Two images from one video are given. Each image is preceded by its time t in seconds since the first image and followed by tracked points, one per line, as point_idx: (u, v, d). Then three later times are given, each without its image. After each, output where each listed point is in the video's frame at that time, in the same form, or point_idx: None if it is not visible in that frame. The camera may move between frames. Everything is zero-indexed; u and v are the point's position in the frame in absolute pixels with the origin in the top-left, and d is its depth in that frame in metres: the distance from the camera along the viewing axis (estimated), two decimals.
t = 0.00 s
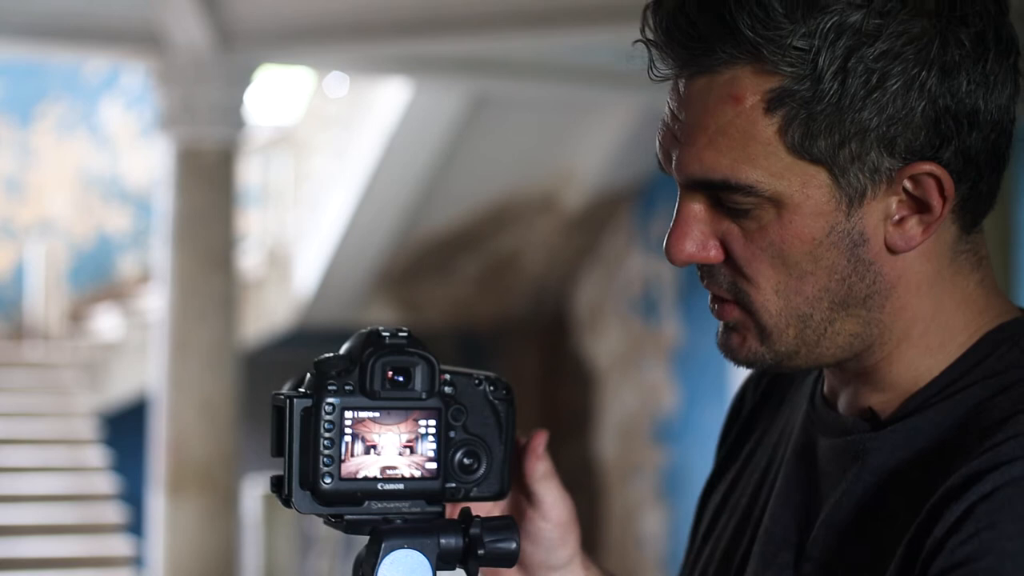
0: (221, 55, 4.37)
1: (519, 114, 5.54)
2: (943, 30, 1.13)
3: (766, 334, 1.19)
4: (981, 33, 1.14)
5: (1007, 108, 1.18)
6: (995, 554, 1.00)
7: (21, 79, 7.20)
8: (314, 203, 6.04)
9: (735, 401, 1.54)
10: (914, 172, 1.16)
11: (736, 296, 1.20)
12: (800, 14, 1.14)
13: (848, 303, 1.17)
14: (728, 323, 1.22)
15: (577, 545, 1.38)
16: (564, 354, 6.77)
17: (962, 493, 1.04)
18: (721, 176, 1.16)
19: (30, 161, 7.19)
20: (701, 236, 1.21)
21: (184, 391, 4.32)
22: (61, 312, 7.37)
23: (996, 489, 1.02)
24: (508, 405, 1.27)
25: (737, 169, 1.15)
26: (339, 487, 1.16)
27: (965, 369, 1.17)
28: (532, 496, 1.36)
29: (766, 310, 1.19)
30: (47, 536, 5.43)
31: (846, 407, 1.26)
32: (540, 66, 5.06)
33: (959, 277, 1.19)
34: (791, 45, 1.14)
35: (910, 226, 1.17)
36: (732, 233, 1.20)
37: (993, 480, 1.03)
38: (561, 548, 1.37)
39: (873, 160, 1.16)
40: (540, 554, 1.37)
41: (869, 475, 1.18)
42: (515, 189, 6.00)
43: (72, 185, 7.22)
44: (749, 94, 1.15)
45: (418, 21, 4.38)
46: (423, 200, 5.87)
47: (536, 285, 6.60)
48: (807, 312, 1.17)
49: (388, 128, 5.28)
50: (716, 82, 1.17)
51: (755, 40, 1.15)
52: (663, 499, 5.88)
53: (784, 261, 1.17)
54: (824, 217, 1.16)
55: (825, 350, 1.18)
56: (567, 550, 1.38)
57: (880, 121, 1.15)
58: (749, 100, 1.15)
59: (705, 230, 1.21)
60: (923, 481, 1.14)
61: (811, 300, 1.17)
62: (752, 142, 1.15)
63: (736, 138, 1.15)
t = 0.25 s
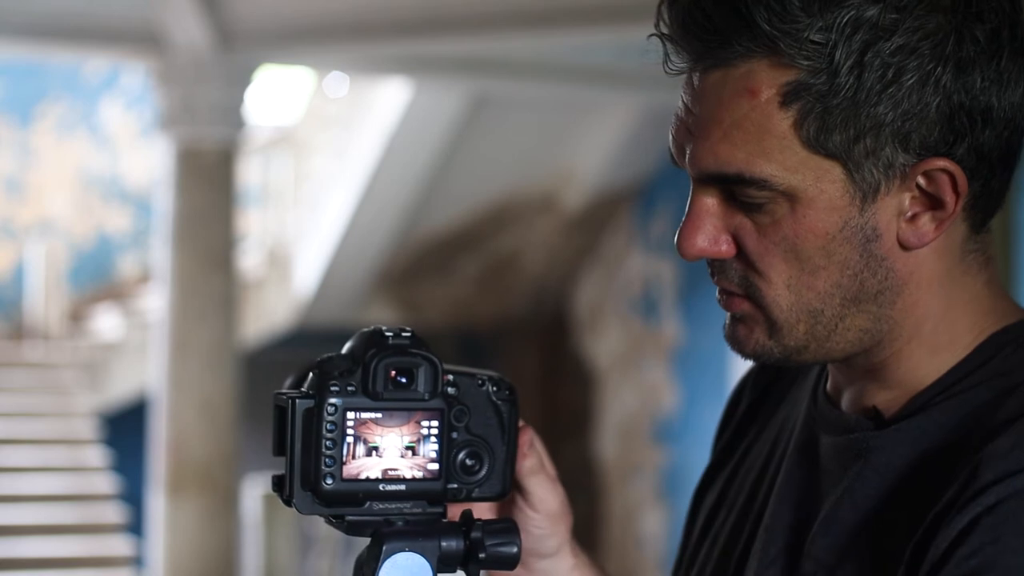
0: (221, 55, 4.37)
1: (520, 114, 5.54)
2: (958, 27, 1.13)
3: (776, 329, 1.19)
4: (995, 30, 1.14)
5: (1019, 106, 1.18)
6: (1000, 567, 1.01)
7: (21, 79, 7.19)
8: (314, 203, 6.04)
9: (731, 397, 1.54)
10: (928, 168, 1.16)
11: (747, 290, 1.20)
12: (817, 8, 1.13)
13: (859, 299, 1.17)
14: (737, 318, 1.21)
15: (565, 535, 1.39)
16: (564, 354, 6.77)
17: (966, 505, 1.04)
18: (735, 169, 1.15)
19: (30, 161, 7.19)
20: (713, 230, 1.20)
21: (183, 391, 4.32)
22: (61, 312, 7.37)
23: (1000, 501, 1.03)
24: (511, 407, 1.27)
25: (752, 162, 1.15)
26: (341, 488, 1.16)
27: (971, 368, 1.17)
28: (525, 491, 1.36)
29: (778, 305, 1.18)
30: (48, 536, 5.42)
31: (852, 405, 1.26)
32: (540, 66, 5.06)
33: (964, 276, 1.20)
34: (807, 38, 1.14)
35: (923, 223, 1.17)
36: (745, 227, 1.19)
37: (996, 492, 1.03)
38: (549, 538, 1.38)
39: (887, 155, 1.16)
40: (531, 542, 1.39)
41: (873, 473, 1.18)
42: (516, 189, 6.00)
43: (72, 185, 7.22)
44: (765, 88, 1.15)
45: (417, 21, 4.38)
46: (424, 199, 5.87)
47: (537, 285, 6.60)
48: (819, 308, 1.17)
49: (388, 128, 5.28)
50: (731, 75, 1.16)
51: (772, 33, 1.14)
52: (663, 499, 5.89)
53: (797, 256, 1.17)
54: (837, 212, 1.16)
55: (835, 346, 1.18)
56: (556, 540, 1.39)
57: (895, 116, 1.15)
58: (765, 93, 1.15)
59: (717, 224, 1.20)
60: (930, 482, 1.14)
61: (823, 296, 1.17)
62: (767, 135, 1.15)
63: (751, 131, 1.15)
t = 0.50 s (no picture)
0: (220, 55, 4.36)
1: (520, 114, 5.54)
2: (974, 24, 1.13)
3: (787, 325, 1.19)
4: (1009, 28, 1.15)
5: None
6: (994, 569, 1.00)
7: (21, 79, 7.19)
8: (315, 203, 6.04)
9: (731, 396, 1.54)
10: (941, 164, 1.16)
11: (758, 286, 1.20)
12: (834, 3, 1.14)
13: (869, 295, 1.18)
14: (746, 314, 1.22)
15: (563, 535, 1.39)
16: (564, 354, 6.77)
17: (961, 505, 1.04)
18: (749, 164, 1.15)
19: (30, 161, 7.18)
20: (723, 225, 1.20)
21: (183, 391, 4.32)
22: (61, 313, 7.37)
23: (995, 502, 1.02)
24: (512, 407, 1.27)
25: (766, 157, 1.15)
26: (341, 488, 1.16)
27: (971, 367, 1.17)
28: (524, 492, 1.36)
29: (789, 301, 1.18)
30: (48, 536, 5.42)
31: (853, 404, 1.26)
32: (540, 66, 5.06)
33: (965, 275, 1.20)
34: (825, 33, 1.14)
35: (934, 219, 1.17)
36: (755, 223, 1.19)
37: (991, 492, 1.03)
38: (547, 539, 1.39)
39: (901, 151, 1.16)
40: (528, 542, 1.39)
41: (872, 471, 1.17)
42: (516, 189, 6.00)
43: (72, 185, 7.22)
44: (781, 82, 1.15)
45: (417, 21, 4.38)
46: (424, 199, 5.87)
47: (537, 285, 6.60)
48: (829, 303, 1.18)
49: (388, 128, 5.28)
50: (747, 69, 1.17)
51: (790, 27, 1.15)
52: (663, 500, 5.88)
53: (808, 251, 1.17)
54: (850, 207, 1.16)
55: (845, 342, 1.18)
56: (551, 540, 1.39)
57: (910, 112, 1.15)
58: (781, 87, 1.15)
59: (728, 219, 1.20)
60: (928, 482, 1.13)
61: (833, 291, 1.18)
62: (782, 129, 1.15)
63: (766, 125, 1.15)
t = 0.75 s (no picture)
0: (220, 55, 4.37)
1: (520, 114, 5.54)
2: (964, 18, 1.14)
3: (777, 317, 1.19)
4: (998, 23, 1.16)
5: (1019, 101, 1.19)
6: (1001, 553, 1.01)
7: (22, 79, 7.19)
8: (315, 203, 6.04)
9: (731, 400, 1.54)
10: (930, 157, 1.17)
11: (749, 278, 1.20)
12: None
13: (860, 288, 1.18)
14: (739, 306, 1.22)
15: (562, 536, 1.39)
16: (564, 354, 6.77)
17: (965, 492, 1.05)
18: (740, 154, 1.16)
19: (31, 161, 7.19)
20: (715, 217, 1.20)
21: (183, 391, 4.32)
22: (61, 312, 7.37)
23: (1001, 487, 1.03)
24: (510, 406, 1.27)
25: (757, 147, 1.15)
26: (340, 488, 1.16)
27: (969, 362, 1.17)
28: (522, 493, 1.36)
29: (779, 292, 1.18)
30: (48, 536, 5.42)
31: (849, 402, 1.26)
32: (540, 66, 5.05)
33: (962, 271, 1.20)
34: (816, 24, 1.15)
35: (923, 213, 1.17)
36: (747, 215, 1.19)
37: (996, 478, 1.04)
38: (547, 539, 1.39)
39: (891, 143, 1.16)
40: (528, 543, 1.39)
41: (872, 466, 1.17)
42: (516, 189, 6.00)
43: (72, 185, 7.22)
44: (772, 72, 1.16)
45: (416, 21, 4.38)
46: (424, 199, 5.87)
47: (537, 285, 6.60)
48: (819, 296, 1.18)
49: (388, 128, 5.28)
50: (739, 61, 1.17)
51: (782, 18, 1.15)
52: (663, 500, 5.88)
53: (799, 242, 1.17)
54: (840, 199, 1.16)
55: (834, 336, 1.18)
56: (550, 542, 1.39)
57: (899, 104, 1.16)
58: (772, 78, 1.16)
59: (720, 211, 1.20)
60: (930, 474, 1.13)
61: (824, 284, 1.18)
62: (773, 120, 1.15)
63: (757, 116, 1.16)
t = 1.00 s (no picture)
0: (220, 55, 4.37)
1: (520, 114, 5.54)
2: (961, 10, 1.15)
3: (779, 308, 1.19)
4: (995, 16, 1.17)
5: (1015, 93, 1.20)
6: (996, 526, 1.01)
7: (22, 79, 7.19)
8: (315, 203, 6.04)
9: (729, 401, 1.54)
10: (929, 147, 1.17)
11: (750, 272, 1.20)
12: None
13: (861, 279, 1.18)
14: (739, 299, 1.22)
15: (555, 537, 1.40)
16: (564, 354, 6.76)
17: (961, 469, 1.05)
18: (741, 144, 1.16)
19: (30, 161, 7.19)
20: (717, 211, 1.20)
21: (183, 391, 4.32)
22: (61, 312, 7.36)
23: (994, 464, 1.04)
24: (505, 405, 1.27)
25: (758, 137, 1.16)
26: (338, 486, 1.16)
27: (965, 356, 1.18)
28: (516, 494, 1.36)
29: (780, 283, 1.18)
30: (47, 535, 5.42)
31: (847, 397, 1.26)
32: (541, 66, 5.05)
33: (959, 267, 1.21)
34: (816, 14, 1.16)
35: (923, 204, 1.18)
36: (748, 207, 1.19)
37: (991, 456, 1.04)
38: (539, 540, 1.39)
39: (891, 132, 1.16)
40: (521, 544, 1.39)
41: (870, 455, 1.17)
42: (516, 189, 6.00)
43: (72, 185, 7.22)
44: (773, 63, 1.16)
45: (416, 20, 4.38)
46: (424, 199, 5.87)
47: (537, 284, 6.59)
48: (821, 287, 1.18)
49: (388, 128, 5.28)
50: (740, 53, 1.18)
51: (783, 9, 1.16)
52: (663, 499, 5.88)
53: (801, 233, 1.17)
54: (841, 188, 1.16)
55: (837, 327, 1.19)
56: (545, 542, 1.39)
57: (899, 94, 1.16)
58: (773, 69, 1.16)
59: (721, 204, 1.20)
60: (923, 460, 1.13)
61: (825, 274, 1.18)
62: (773, 109, 1.16)
63: (758, 105, 1.16)
